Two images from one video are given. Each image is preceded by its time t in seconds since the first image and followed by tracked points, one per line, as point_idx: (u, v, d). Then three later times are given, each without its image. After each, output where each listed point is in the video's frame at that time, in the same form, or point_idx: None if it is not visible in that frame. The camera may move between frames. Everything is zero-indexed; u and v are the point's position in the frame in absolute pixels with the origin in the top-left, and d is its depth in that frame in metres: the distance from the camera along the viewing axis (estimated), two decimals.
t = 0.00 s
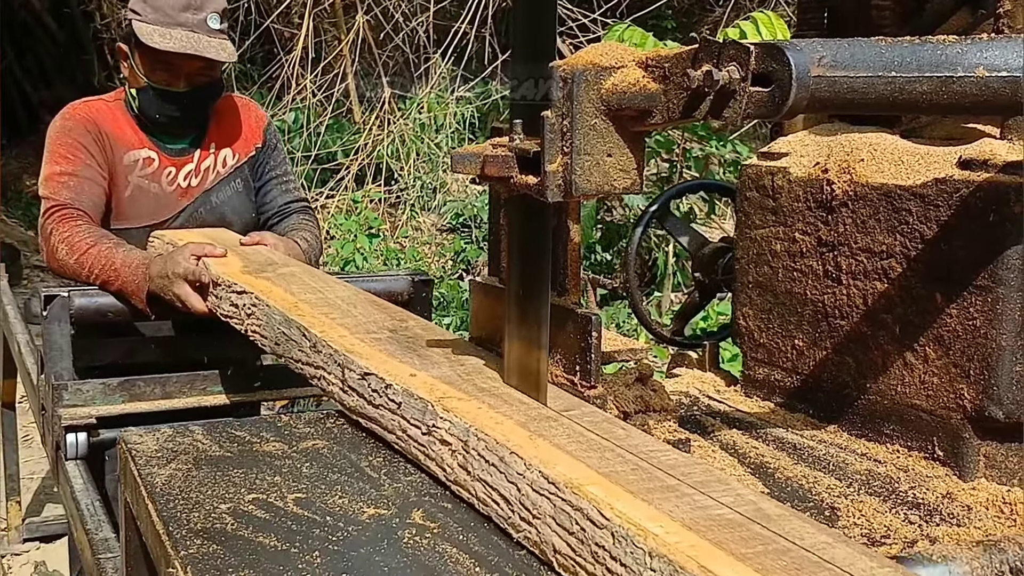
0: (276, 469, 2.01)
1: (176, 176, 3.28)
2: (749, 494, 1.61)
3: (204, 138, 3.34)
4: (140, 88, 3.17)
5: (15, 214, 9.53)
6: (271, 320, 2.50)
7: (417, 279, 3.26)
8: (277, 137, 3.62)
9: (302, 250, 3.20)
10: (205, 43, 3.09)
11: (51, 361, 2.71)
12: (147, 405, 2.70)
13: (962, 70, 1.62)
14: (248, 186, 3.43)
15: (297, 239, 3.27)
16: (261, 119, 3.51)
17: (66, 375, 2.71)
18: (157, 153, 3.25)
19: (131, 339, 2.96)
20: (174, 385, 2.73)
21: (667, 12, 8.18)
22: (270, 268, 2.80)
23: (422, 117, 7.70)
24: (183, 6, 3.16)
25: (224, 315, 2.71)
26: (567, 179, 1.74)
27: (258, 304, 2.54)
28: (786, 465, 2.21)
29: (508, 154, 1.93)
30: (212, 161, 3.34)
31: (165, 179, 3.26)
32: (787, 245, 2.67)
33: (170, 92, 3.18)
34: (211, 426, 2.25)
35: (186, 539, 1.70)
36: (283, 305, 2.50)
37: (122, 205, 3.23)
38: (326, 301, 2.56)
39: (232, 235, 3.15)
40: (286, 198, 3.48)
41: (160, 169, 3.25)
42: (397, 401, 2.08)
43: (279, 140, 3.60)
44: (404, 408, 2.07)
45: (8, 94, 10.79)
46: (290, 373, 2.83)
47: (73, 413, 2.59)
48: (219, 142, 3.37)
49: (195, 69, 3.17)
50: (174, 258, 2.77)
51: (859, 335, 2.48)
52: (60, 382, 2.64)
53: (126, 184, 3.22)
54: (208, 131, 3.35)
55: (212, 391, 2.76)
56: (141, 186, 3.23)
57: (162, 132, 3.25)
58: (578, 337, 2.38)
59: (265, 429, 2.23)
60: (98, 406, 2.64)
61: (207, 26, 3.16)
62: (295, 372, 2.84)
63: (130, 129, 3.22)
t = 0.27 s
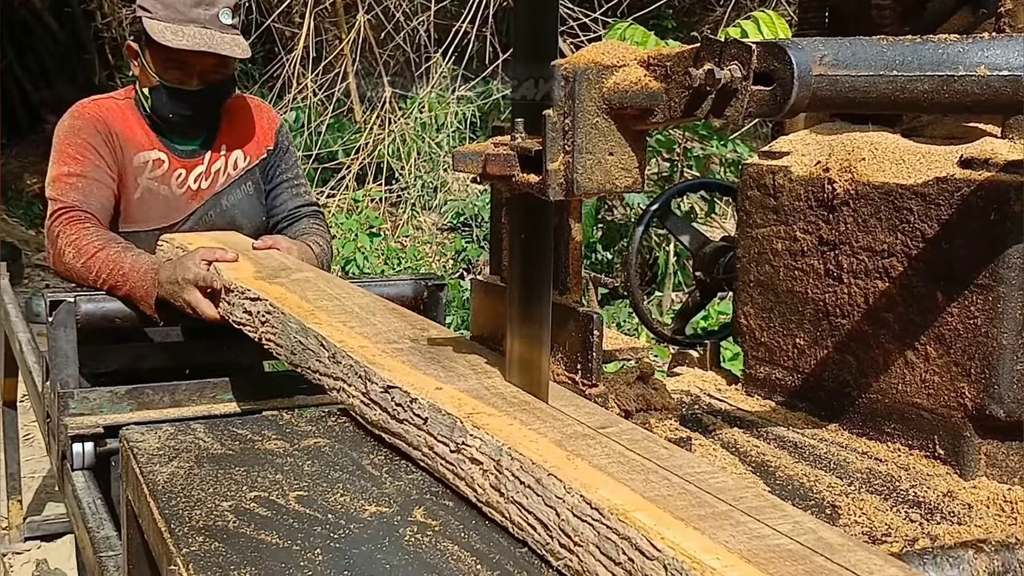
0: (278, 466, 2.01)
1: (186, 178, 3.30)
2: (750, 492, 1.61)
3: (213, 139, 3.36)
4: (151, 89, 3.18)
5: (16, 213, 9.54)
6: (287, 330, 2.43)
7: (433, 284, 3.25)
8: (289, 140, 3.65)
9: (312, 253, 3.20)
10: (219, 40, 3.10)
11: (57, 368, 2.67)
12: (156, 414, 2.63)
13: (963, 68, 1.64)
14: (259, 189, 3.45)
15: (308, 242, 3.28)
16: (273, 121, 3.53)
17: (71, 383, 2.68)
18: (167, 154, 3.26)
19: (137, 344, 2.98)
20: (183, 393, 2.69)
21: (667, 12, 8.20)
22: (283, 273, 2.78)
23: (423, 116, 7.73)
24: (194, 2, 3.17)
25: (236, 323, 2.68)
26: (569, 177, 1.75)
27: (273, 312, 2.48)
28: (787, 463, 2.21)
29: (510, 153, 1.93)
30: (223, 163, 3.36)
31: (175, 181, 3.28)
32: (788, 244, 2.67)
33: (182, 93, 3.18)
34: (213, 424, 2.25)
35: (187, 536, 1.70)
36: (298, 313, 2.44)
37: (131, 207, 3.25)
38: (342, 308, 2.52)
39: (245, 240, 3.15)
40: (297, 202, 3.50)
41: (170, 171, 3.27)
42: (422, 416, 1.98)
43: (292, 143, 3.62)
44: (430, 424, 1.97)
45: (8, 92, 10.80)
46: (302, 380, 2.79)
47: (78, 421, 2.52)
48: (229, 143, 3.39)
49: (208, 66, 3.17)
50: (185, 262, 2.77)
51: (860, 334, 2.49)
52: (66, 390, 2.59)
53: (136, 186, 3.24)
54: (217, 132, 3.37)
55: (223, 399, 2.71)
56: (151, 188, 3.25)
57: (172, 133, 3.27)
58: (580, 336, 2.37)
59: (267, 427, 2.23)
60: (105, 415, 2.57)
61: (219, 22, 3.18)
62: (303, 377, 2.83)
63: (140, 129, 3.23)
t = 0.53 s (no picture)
0: (278, 465, 2.01)
1: (191, 182, 3.29)
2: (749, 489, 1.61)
3: (219, 142, 3.36)
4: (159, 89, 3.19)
5: (16, 213, 9.54)
6: (303, 338, 2.44)
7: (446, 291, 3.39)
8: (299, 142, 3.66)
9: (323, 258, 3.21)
10: (228, 41, 3.10)
11: (61, 377, 2.68)
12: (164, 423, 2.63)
13: (962, 67, 1.62)
14: (266, 192, 3.46)
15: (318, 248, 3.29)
16: (282, 124, 3.54)
17: (76, 391, 2.69)
18: (172, 158, 3.27)
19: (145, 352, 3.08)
20: (191, 402, 2.69)
21: (667, 11, 8.20)
22: (296, 279, 2.80)
23: (423, 116, 7.72)
24: (202, 1, 3.19)
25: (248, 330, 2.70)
26: (568, 176, 1.75)
27: (287, 319, 2.50)
28: (786, 462, 2.21)
29: (509, 151, 1.93)
30: (230, 167, 3.37)
31: (179, 185, 3.28)
32: (788, 242, 2.67)
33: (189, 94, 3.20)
34: (212, 422, 2.25)
35: (188, 535, 1.70)
36: (314, 321, 2.45)
37: (135, 212, 3.25)
38: (359, 315, 2.53)
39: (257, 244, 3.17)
40: (307, 205, 3.51)
41: (174, 175, 3.27)
42: (450, 432, 1.94)
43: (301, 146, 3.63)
44: (458, 441, 1.92)
45: (8, 91, 10.79)
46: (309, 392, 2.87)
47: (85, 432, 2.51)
48: (237, 146, 3.39)
49: (217, 67, 3.16)
50: (195, 254, 2.82)
51: (859, 332, 2.49)
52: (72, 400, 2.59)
53: (140, 190, 3.23)
54: (225, 135, 3.38)
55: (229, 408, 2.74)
56: (154, 192, 3.25)
57: (178, 136, 3.27)
58: (579, 334, 2.36)
59: (266, 426, 2.23)
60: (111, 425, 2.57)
61: (228, 20, 3.19)
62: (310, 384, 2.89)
63: (144, 132, 3.23)
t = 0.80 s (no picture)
0: (276, 464, 2.02)
1: (196, 181, 3.39)
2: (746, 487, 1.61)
3: (225, 143, 3.46)
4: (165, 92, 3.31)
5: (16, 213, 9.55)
6: (320, 348, 2.37)
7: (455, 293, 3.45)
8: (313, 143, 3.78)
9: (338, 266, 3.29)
10: (234, 43, 3.18)
11: (65, 386, 2.62)
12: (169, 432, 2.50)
13: (960, 66, 1.63)
14: (277, 192, 3.58)
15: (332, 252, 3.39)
16: (298, 125, 3.67)
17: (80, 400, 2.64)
18: (176, 158, 3.37)
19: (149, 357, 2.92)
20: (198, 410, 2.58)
21: (667, 11, 8.22)
22: (309, 286, 2.78)
23: (423, 115, 7.72)
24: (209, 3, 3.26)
25: (260, 339, 2.66)
26: (566, 175, 1.77)
27: (302, 327, 2.46)
28: (785, 460, 2.21)
29: (507, 150, 1.93)
30: (240, 166, 3.47)
31: (183, 184, 3.38)
32: (785, 242, 2.67)
33: (194, 95, 3.30)
34: (212, 421, 2.25)
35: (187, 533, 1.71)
36: (330, 331, 2.40)
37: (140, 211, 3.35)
38: (376, 324, 2.49)
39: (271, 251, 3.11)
40: (322, 207, 3.63)
41: (177, 175, 3.37)
42: (478, 451, 1.84)
43: (315, 146, 3.76)
44: (488, 461, 1.82)
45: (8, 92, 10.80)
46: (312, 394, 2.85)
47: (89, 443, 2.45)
48: (245, 147, 3.51)
49: (224, 68, 3.27)
50: (161, 233, 3.02)
51: (857, 331, 2.49)
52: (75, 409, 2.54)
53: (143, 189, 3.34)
54: (231, 136, 3.48)
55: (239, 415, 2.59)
56: (159, 191, 3.35)
57: (183, 136, 3.37)
58: (577, 333, 2.35)
59: (265, 424, 2.24)
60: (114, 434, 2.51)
61: (234, 21, 3.28)
62: (319, 389, 2.95)
63: (148, 134, 3.34)
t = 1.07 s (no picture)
0: (275, 461, 2.02)
1: (196, 176, 3.35)
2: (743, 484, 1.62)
3: (228, 139, 3.42)
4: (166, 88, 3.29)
5: (15, 211, 9.57)
6: (339, 359, 2.30)
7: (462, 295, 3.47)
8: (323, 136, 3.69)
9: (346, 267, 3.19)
10: (240, 40, 3.16)
11: (69, 396, 2.59)
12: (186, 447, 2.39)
13: (958, 64, 1.63)
14: (282, 188, 3.50)
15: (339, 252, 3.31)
16: (309, 120, 3.60)
17: (84, 410, 2.60)
18: (176, 153, 3.33)
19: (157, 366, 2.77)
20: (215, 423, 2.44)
21: (667, 10, 8.23)
22: (324, 294, 2.71)
23: (422, 114, 7.72)
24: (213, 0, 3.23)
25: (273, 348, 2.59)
26: (565, 172, 1.77)
27: (318, 336, 2.39)
28: (782, 458, 2.21)
29: (505, 148, 1.93)
30: (242, 161, 3.42)
31: (184, 179, 3.33)
32: (784, 240, 2.68)
33: (195, 91, 3.27)
34: (210, 419, 2.25)
35: (184, 530, 1.71)
36: (349, 342, 2.32)
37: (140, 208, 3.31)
38: (396, 335, 2.40)
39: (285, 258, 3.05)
40: (330, 201, 3.53)
41: (177, 170, 3.33)
42: (514, 475, 1.73)
43: (325, 139, 3.65)
44: (523, 486, 1.71)
45: (7, 90, 10.82)
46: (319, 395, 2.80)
47: (93, 454, 2.42)
48: (250, 142, 3.46)
49: (228, 64, 3.24)
50: (164, 243, 3.04)
51: (856, 329, 2.49)
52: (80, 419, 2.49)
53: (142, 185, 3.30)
54: (235, 132, 3.44)
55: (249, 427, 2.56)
56: (159, 187, 3.31)
57: (185, 133, 3.34)
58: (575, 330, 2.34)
59: (263, 422, 2.24)
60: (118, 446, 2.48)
61: (240, 18, 3.23)
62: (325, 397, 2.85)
63: (149, 130, 3.31)
